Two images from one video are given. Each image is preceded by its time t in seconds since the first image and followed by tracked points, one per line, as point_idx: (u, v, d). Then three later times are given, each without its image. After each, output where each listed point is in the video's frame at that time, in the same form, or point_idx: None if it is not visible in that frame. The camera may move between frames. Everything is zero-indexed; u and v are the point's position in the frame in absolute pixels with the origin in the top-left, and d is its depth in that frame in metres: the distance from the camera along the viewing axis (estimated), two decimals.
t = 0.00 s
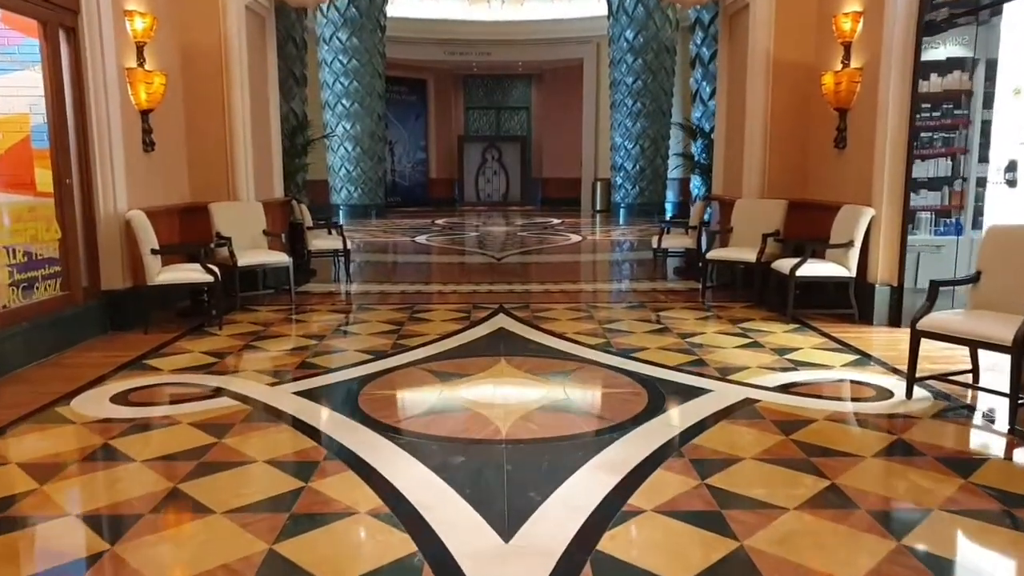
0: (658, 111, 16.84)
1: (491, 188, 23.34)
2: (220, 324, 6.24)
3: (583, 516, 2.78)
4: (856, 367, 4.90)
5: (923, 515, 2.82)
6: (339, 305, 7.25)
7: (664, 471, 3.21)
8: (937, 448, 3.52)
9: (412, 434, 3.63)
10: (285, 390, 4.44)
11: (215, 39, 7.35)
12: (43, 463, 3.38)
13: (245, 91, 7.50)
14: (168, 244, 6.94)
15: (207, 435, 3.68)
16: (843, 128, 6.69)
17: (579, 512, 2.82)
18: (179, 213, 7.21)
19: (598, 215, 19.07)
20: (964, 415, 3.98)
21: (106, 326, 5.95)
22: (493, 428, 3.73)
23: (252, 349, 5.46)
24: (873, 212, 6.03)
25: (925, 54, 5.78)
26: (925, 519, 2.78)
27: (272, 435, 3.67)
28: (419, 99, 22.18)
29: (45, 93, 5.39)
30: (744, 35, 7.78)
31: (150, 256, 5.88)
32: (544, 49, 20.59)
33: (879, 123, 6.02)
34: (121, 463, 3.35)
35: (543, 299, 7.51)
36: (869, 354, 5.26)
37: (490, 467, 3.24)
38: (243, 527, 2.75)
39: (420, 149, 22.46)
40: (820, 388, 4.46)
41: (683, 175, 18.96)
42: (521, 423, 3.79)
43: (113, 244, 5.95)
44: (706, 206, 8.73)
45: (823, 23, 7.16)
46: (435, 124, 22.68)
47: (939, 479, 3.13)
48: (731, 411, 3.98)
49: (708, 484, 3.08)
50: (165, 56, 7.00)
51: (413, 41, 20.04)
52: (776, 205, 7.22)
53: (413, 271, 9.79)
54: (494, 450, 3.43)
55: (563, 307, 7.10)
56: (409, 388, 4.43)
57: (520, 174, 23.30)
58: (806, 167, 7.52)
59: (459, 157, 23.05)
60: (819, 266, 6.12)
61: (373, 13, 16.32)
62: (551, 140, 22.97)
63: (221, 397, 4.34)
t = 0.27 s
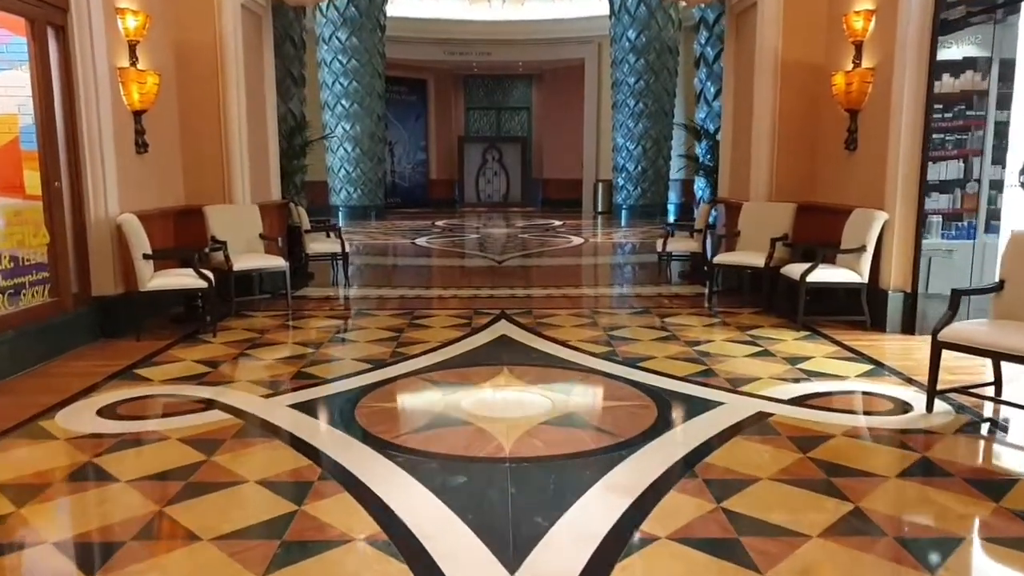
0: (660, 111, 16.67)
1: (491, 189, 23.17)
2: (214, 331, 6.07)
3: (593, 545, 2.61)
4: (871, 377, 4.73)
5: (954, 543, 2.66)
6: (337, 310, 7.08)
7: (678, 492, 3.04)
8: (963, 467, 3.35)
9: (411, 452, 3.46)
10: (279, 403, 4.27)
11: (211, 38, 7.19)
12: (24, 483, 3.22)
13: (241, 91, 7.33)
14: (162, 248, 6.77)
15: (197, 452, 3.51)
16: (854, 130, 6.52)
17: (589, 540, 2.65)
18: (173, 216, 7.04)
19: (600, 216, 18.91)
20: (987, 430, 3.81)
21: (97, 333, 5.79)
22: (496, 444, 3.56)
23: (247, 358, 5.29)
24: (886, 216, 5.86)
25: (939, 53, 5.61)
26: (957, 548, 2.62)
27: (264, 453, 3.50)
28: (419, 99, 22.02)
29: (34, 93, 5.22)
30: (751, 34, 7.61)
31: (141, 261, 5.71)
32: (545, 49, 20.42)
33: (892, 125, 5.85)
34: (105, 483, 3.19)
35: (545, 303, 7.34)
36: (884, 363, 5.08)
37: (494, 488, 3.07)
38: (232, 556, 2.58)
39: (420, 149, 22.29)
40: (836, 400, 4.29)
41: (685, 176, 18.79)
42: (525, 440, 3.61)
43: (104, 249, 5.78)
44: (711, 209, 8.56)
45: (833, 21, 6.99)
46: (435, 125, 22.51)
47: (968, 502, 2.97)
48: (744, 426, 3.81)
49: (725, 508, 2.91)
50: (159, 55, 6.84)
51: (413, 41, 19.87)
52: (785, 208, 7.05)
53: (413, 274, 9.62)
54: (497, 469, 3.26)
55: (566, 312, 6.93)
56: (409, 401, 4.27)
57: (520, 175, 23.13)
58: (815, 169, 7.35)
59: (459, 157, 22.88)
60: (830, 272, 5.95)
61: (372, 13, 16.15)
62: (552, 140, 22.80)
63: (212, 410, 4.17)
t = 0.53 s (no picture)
0: (662, 111, 16.53)
1: (491, 190, 23.02)
2: (208, 336, 5.93)
3: (601, 570, 2.47)
4: (885, 385, 4.58)
5: (982, 566, 2.51)
6: (335, 314, 6.94)
7: (688, 510, 2.90)
8: (986, 481, 3.21)
9: (408, 466, 3.32)
10: (273, 412, 4.13)
11: (206, 37, 7.05)
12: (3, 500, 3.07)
13: (237, 91, 7.19)
14: (155, 251, 6.63)
15: (186, 467, 3.37)
16: (863, 130, 6.38)
17: (596, 564, 2.51)
18: (167, 219, 6.89)
19: (601, 216, 18.77)
20: (1008, 441, 3.67)
21: (88, 339, 5.65)
22: (497, 457, 3.42)
23: (241, 365, 5.15)
24: (897, 218, 5.71)
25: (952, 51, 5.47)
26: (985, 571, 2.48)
27: (256, 467, 3.36)
28: (419, 99, 21.87)
29: (22, 92, 5.08)
30: (757, 32, 7.47)
31: (133, 264, 5.57)
32: (545, 48, 20.28)
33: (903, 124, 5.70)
34: (88, 501, 3.05)
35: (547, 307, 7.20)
36: (897, 369, 4.93)
37: (495, 505, 2.93)
38: None
39: (420, 150, 22.14)
40: (848, 409, 4.14)
41: (687, 176, 18.65)
42: (527, 453, 3.47)
43: (94, 253, 5.64)
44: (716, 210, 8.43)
45: (841, 19, 6.85)
46: (435, 125, 22.36)
47: (994, 521, 2.83)
48: (755, 438, 3.66)
49: (738, 527, 2.77)
50: (152, 54, 6.70)
51: (413, 40, 19.73)
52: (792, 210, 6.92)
53: (413, 277, 9.49)
54: (499, 485, 3.12)
55: (569, 316, 6.78)
56: (407, 410, 4.12)
57: (521, 176, 23.00)
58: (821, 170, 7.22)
59: (460, 158, 22.74)
60: (839, 275, 5.81)
61: (371, 12, 16.01)
62: (552, 140, 22.66)
63: (203, 420, 4.03)
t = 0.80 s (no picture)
0: (664, 110, 16.39)
1: (491, 189, 22.89)
2: (202, 339, 5.78)
3: None
4: (897, 389, 4.44)
5: None
6: (332, 315, 6.80)
7: (698, 524, 2.76)
8: (1009, 491, 3.07)
9: (405, 477, 3.17)
10: (266, 419, 3.99)
11: (200, 33, 6.91)
12: None
13: (233, 88, 7.06)
14: (149, 251, 6.49)
15: (173, 477, 3.24)
16: (871, 127, 6.25)
17: None
18: (161, 218, 6.75)
19: (602, 216, 18.64)
20: None
21: (78, 342, 5.51)
22: (498, 466, 3.28)
23: (234, 369, 5.01)
24: (907, 217, 5.57)
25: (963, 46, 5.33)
26: None
27: (247, 477, 3.22)
28: (418, 98, 21.72)
29: (9, 89, 4.94)
30: (762, 28, 7.33)
31: (124, 265, 5.43)
32: (546, 47, 20.15)
33: (914, 121, 5.56)
34: (69, 514, 2.91)
35: (548, 308, 7.06)
36: (910, 374, 4.78)
37: (496, 519, 2.79)
38: None
39: (420, 150, 21.99)
40: (861, 415, 4.00)
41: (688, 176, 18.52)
42: (529, 463, 3.32)
43: (85, 253, 5.50)
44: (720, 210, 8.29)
45: (848, 15, 6.72)
46: (434, 124, 22.21)
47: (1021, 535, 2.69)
48: (766, 446, 3.52)
49: (751, 542, 2.63)
50: (146, 50, 6.56)
51: (412, 39, 19.59)
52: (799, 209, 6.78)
53: (413, 277, 9.35)
54: (500, 496, 2.98)
55: (571, 318, 6.63)
56: (404, 417, 3.99)
57: (521, 175, 22.86)
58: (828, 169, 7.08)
59: (459, 158, 22.60)
60: (848, 276, 5.67)
61: (370, 10, 15.87)
62: (552, 139, 22.52)
63: (193, 427, 3.89)
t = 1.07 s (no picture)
0: (665, 109, 16.24)
1: (491, 189, 22.73)
2: (192, 344, 5.62)
3: None
4: (911, 398, 4.28)
5: None
6: (328, 319, 6.64)
7: (709, 546, 2.61)
8: None
9: (399, 494, 3.02)
10: (256, 430, 3.83)
11: (193, 30, 6.75)
12: None
13: (226, 86, 6.90)
14: (140, 254, 6.34)
15: (156, 494, 3.08)
16: (880, 126, 6.09)
17: None
18: (152, 220, 6.60)
19: (602, 217, 18.48)
20: None
21: (65, 348, 5.35)
22: (497, 482, 3.13)
23: (225, 376, 4.86)
24: (919, 219, 5.41)
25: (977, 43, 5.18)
26: None
27: (233, 494, 3.07)
28: (417, 98, 21.56)
29: None
30: (767, 24, 7.17)
31: (112, 269, 5.27)
32: (546, 46, 19.99)
33: (925, 120, 5.41)
34: (44, 536, 2.76)
35: (549, 312, 6.91)
36: (923, 381, 4.61)
37: (495, 541, 2.64)
38: None
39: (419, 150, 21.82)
40: (875, 426, 3.85)
41: (689, 176, 18.37)
42: (529, 478, 3.17)
43: (71, 256, 5.34)
44: (724, 211, 8.13)
45: (856, 11, 6.57)
46: (433, 124, 22.05)
47: None
48: (778, 459, 3.37)
49: (766, 566, 2.48)
50: (137, 48, 6.40)
51: (411, 38, 19.44)
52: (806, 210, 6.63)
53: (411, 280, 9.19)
54: (499, 516, 2.83)
55: (572, 322, 6.47)
56: (399, 428, 3.83)
57: (521, 176, 22.70)
58: (835, 169, 6.92)
59: (459, 158, 22.45)
60: (857, 280, 5.51)
61: (369, 9, 15.71)
62: (552, 139, 22.36)
63: (179, 439, 3.73)
